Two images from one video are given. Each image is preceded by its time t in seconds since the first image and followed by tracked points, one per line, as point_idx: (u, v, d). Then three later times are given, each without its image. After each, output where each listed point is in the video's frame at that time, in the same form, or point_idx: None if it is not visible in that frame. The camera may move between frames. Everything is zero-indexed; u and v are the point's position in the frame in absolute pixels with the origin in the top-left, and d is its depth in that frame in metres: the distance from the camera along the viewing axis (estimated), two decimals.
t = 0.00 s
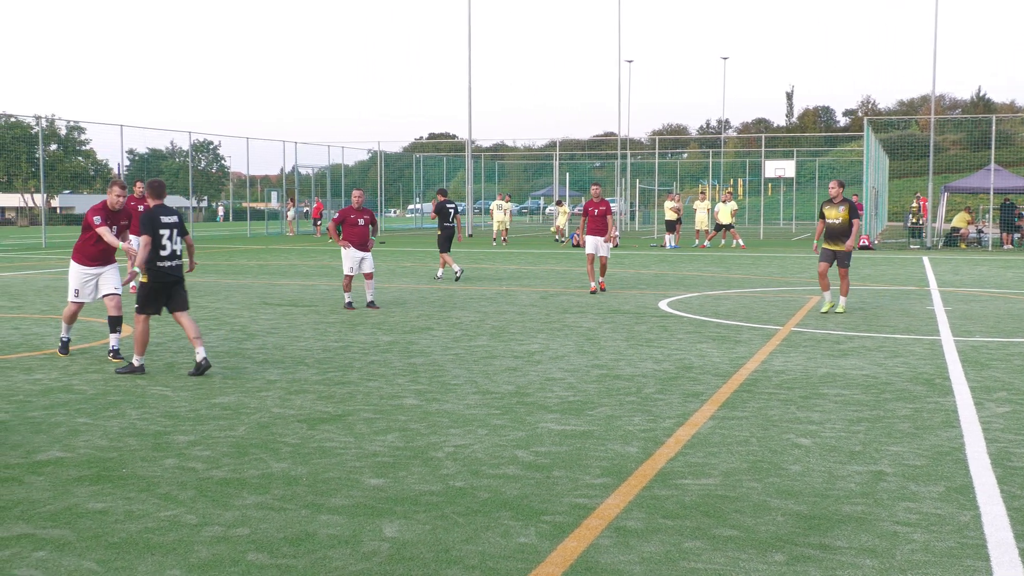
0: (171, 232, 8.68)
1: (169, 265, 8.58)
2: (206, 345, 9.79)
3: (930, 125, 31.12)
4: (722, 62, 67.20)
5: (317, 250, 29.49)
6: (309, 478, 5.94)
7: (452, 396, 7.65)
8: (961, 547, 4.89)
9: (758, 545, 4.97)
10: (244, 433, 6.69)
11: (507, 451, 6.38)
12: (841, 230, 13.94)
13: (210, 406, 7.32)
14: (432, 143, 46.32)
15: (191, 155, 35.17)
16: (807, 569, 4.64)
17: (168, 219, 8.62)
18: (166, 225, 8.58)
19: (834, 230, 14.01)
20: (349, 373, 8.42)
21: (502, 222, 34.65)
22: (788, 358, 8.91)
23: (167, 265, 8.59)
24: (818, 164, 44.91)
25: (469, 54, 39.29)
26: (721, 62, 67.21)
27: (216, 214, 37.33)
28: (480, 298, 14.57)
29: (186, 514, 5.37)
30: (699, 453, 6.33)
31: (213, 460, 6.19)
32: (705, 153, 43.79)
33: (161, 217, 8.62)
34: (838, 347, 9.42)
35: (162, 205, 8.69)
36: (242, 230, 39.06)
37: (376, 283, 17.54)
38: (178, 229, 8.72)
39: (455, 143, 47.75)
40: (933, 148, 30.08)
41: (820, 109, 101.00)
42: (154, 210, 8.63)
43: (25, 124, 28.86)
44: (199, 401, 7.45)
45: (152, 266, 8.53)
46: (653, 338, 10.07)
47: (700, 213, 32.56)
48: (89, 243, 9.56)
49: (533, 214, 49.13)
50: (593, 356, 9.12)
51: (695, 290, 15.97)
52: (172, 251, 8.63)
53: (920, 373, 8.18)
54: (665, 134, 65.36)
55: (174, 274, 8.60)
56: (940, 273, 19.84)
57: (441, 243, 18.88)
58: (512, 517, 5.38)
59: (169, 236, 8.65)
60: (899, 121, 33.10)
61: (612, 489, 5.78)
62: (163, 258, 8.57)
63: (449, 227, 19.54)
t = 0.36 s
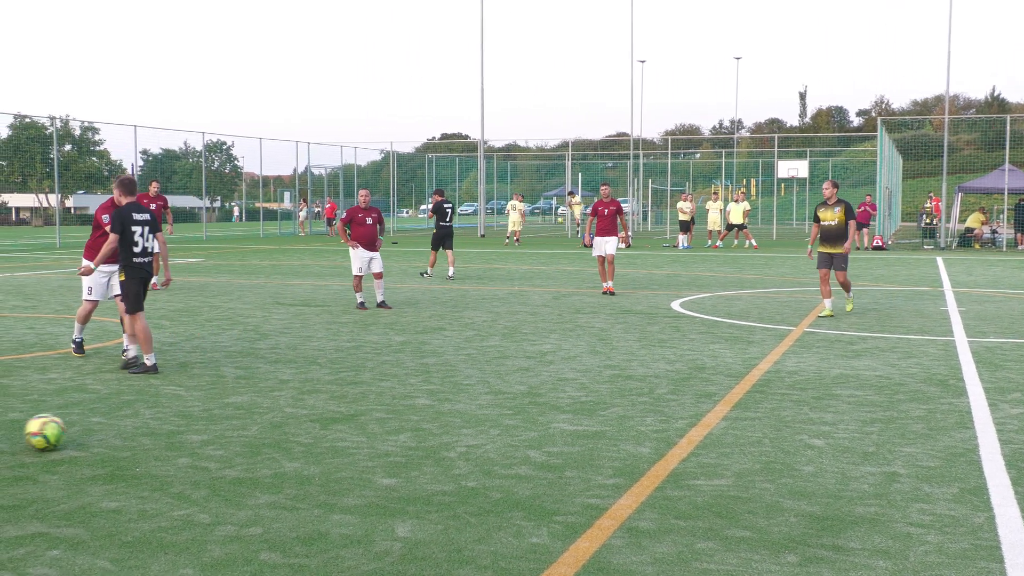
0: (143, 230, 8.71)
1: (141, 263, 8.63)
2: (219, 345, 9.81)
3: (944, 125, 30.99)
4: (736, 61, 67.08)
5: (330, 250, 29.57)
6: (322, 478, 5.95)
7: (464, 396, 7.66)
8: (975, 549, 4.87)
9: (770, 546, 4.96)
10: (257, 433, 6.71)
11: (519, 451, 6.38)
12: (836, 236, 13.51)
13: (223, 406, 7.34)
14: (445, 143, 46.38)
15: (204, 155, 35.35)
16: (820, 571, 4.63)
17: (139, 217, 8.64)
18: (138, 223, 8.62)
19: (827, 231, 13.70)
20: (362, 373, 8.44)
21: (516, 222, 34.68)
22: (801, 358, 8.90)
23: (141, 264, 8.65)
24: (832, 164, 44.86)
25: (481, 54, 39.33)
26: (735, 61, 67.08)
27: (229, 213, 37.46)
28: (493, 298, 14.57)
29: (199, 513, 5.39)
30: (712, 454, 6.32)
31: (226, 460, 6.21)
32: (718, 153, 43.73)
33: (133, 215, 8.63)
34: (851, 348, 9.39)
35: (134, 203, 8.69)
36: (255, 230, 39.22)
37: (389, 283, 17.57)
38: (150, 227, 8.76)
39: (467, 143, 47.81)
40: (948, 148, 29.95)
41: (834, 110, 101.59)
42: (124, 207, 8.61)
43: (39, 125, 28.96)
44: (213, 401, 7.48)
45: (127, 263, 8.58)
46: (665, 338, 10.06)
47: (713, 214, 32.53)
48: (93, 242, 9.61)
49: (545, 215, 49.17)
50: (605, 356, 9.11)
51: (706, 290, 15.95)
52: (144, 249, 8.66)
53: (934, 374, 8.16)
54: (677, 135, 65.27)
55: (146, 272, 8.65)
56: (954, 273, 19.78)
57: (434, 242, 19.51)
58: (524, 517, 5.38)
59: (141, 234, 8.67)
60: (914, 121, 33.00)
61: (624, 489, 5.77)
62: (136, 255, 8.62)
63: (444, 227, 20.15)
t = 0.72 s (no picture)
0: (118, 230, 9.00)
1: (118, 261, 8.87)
2: (232, 344, 9.84)
3: (958, 125, 30.89)
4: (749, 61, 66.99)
5: (343, 249, 29.65)
6: (334, 477, 5.96)
7: (476, 396, 7.66)
8: (989, 550, 4.86)
9: (783, 547, 4.95)
10: (269, 432, 6.72)
11: (531, 451, 6.38)
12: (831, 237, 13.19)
13: (236, 405, 7.36)
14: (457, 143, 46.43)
15: (217, 155, 35.53)
16: (834, 571, 4.62)
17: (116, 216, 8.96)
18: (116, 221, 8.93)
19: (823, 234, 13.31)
20: (374, 373, 8.45)
21: (532, 222, 34.65)
22: (813, 359, 8.88)
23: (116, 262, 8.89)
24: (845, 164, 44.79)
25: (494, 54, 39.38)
26: (748, 61, 66.99)
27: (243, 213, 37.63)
28: (506, 298, 14.58)
29: (212, 511, 5.40)
30: (725, 454, 6.31)
31: (239, 459, 6.22)
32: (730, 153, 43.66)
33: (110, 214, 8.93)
34: (864, 348, 9.37)
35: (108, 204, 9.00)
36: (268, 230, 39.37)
37: (402, 282, 17.59)
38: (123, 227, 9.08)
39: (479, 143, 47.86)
40: (961, 148, 29.86)
41: (847, 109, 101.51)
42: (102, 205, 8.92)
43: (53, 125, 29.08)
44: (225, 400, 7.50)
45: (104, 261, 8.77)
46: (677, 338, 10.04)
47: (725, 214, 32.51)
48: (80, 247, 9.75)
49: (556, 215, 49.19)
50: (617, 356, 9.10)
51: (718, 290, 15.92)
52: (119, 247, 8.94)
53: (948, 375, 8.13)
54: (689, 135, 65.20)
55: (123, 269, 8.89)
56: (968, 273, 19.72)
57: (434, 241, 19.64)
58: (536, 517, 5.38)
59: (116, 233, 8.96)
60: (927, 121, 32.91)
61: (636, 489, 5.77)
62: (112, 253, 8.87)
63: (443, 225, 20.17)
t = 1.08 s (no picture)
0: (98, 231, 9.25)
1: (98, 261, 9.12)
2: (256, 344, 9.88)
3: (985, 125, 30.66)
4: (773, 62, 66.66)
5: (367, 249, 29.72)
6: (358, 476, 5.98)
7: (499, 395, 7.67)
8: (1016, 553, 4.82)
9: (808, 548, 4.93)
10: (293, 431, 6.75)
11: (554, 451, 6.38)
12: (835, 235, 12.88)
13: (260, 404, 7.39)
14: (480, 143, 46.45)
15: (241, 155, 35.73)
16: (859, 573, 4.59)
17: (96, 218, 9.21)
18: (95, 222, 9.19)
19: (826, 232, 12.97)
20: (397, 373, 8.46)
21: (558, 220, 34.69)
22: (837, 360, 8.84)
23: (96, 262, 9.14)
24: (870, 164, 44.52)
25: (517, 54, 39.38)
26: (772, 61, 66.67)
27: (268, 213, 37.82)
28: (529, 298, 14.58)
29: (236, 510, 5.43)
30: (749, 455, 6.29)
31: (263, 458, 6.25)
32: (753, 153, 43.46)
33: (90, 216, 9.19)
34: (889, 349, 9.31)
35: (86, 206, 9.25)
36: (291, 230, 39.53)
37: (424, 282, 17.63)
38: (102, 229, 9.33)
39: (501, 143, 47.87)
40: (988, 148, 29.62)
41: (871, 109, 100.92)
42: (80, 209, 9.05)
43: (79, 125, 29.34)
44: (249, 399, 7.53)
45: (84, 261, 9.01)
46: (700, 339, 10.01)
47: (749, 214, 32.38)
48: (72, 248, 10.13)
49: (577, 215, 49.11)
50: (640, 357, 9.08)
51: (742, 291, 15.86)
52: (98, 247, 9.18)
53: (974, 376, 8.07)
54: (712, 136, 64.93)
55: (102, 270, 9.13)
56: (996, 275, 19.54)
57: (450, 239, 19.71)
58: (560, 517, 5.38)
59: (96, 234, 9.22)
60: (954, 120, 32.65)
61: (659, 490, 5.76)
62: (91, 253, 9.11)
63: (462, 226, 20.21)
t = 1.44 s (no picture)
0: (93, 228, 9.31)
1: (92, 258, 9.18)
2: (299, 343, 9.96)
3: None
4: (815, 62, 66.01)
5: (410, 250, 29.89)
6: (399, 475, 6.01)
7: (540, 396, 7.67)
8: None
9: (851, 553, 4.88)
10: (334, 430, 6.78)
11: (596, 453, 6.37)
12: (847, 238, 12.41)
13: (303, 403, 7.45)
14: (522, 143, 46.46)
15: (283, 156, 36.13)
16: None
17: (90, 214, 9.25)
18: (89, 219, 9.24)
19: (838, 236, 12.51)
20: (439, 373, 8.49)
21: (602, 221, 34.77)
22: (882, 362, 8.75)
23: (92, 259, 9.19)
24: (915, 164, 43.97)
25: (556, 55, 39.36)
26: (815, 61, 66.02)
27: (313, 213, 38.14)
28: (571, 299, 14.57)
29: (279, 508, 5.47)
30: (791, 458, 6.25)
31: (305, 456, 6.30)
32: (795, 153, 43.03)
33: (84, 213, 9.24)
34: (935, 352, 9.19)
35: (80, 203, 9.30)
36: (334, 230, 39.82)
37: (466, 282, 17.70)
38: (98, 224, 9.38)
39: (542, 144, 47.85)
40: None
41: (916, 109, 99.59)
42: (74, 206, 9.19)
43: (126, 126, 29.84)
44: (292, 398, 7.60)
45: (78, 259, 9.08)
46: (742, 340, 9.95)
47: (792, 214, 32.17)
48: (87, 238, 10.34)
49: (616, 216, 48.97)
50: (681, 358, 9.04)
51: (786, 292, 15.73)
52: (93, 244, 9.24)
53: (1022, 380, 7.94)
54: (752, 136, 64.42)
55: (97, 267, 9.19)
56: None
57: (493, 239, 19.85)
58: (601, 519, 5.37)
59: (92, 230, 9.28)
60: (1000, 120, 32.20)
61: (701, 492, 5.73)
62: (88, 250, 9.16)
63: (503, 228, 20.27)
